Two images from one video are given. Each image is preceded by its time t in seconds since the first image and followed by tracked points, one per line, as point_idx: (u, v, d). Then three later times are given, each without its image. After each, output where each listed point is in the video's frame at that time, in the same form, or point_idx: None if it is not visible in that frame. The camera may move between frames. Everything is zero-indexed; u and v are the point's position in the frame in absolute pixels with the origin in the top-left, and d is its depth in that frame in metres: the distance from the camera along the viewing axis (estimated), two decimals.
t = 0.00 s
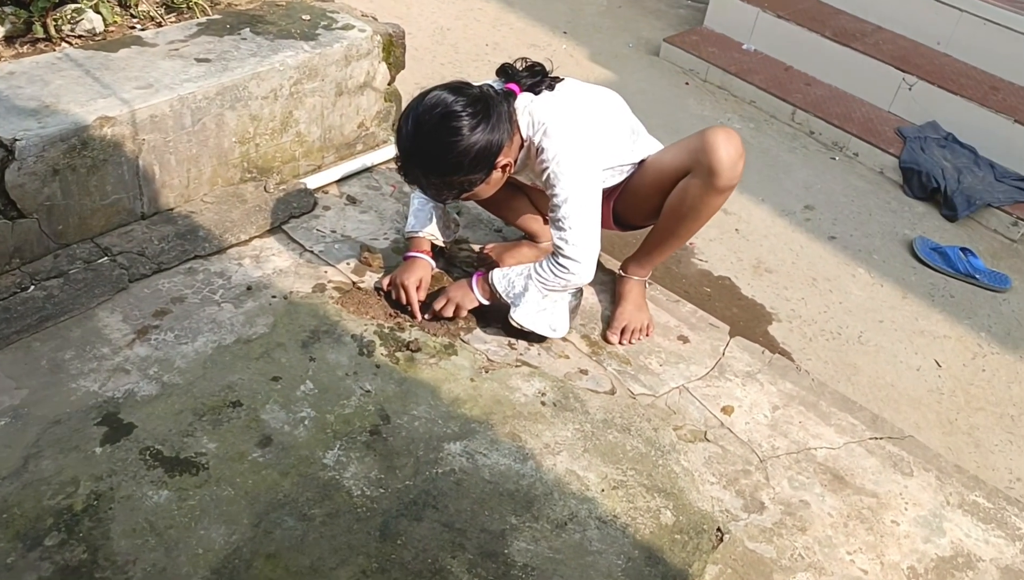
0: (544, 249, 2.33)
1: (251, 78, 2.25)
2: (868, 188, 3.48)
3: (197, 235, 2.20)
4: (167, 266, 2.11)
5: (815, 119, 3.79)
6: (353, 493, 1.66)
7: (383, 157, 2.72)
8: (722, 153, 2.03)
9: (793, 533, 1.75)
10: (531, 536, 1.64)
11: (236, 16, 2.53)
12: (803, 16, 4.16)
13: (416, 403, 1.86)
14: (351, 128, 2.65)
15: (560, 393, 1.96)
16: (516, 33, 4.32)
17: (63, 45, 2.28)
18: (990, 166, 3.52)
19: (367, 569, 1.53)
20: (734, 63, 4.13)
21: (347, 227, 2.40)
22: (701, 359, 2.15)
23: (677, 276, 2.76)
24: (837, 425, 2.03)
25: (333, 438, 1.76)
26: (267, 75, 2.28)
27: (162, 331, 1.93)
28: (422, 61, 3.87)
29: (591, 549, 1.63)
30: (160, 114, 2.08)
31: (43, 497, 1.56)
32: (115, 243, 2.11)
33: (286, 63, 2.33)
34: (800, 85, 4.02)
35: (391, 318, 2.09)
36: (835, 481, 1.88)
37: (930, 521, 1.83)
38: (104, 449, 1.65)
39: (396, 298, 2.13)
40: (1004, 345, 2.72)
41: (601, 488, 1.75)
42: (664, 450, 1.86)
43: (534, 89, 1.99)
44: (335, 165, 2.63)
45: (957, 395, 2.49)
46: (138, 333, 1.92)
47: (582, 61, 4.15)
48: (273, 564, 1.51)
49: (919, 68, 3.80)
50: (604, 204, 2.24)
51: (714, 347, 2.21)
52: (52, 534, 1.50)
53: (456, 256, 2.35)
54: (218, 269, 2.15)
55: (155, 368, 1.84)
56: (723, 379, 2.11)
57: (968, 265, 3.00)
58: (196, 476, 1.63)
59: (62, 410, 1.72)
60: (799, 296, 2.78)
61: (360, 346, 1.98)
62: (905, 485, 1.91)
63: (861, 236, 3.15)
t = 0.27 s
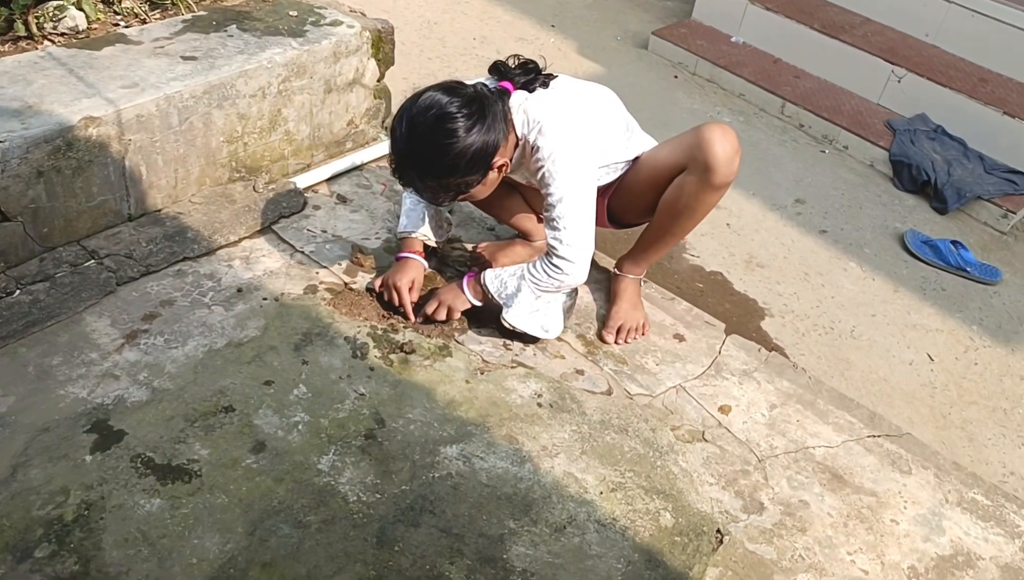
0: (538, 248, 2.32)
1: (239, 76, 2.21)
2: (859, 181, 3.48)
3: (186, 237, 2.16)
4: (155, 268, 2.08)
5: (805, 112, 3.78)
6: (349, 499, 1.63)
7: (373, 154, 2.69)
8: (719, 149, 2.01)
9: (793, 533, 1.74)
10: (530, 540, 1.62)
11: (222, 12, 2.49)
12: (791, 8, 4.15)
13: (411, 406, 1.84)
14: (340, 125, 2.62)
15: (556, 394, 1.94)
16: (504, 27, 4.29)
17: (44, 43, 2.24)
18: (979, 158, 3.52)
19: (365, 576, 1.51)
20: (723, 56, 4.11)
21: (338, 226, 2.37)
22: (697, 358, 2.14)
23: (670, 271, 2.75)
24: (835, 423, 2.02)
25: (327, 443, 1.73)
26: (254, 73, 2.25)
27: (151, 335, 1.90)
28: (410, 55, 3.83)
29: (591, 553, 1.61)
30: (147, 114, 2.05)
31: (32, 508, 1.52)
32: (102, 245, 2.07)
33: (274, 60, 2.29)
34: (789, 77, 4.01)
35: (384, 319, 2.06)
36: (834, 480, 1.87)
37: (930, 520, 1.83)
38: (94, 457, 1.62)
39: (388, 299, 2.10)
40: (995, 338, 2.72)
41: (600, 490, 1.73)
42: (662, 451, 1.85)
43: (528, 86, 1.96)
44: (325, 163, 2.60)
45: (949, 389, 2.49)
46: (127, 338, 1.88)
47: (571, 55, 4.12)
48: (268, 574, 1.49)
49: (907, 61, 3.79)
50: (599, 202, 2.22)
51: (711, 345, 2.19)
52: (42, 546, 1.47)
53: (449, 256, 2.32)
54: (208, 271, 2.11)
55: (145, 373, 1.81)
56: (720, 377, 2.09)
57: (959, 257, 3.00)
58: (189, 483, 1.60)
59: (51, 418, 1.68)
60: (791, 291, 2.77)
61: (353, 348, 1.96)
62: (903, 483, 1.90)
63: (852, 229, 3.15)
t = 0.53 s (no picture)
0: (535, 246, 2.32)
1: (234, 73, 2.20)
2: (858, 179, 3.47)
3: (182, 234, 2.15)
4: (151, 266, 2.07)
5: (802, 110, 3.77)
6: (345, 498, 1.62)
7: (369, 152, 2.68)
8: (718, 147, 2.00)
9: (791, 533, 1.73)
10: (528, 540, 1.61)
11: (218, 8, 2.47)
12: (788, 5, 4.14)
13: (408, 405, 1.83)
14: (337, 122, 2.60)
15: (554, 393, 1.93)
16: (502, 23, 4.27)
17: (38, 38, 2.22)
18: (977, 156, 3.52)
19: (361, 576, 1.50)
20: (721, 53, 4.10)
21: (334, 224, 2.35)
22: (695, 357, 2.13)
23: (667, 269, 2.74)
24: (833, 422, 2.02)
25: (324, 442, 1.72)
26: (251, 70, 2.24)
27: (147, 334, 1.89)
28: (407, 52, 3.81)
29: (589, 553, 1.61)
30: (142, 111, 2.03)
31: (26, 507, 1.51)
32: (97, 243, 2.06)
33: (270, 57, 2.28)
34: (787, 74, 4.00)
35: (381, 318, 2.06)
36: (832, 480, 1.87)
37: (928, 519, 1.83)
38: (89, 457, 1.61)
39: (385, 297, 2.09)
40: (993, 336, 2.72)
41: (598, 490, 1.72)
42: (660, 450, 1.84)
43: (526, 84, 1.95)
44: (321, 161, 2.58)
45: (947, 387, 2.49)
46: (122, 336, 1.87)
47: (569, 52, 4.11)
48: (264, 574, 1.48)
49: (905, 58, 3.78)
50: (597, 200, 2.21)
51: (709, 344, 2.19)
52: (36, 546, 1.46)
53: (446, 254, 2.31)
54: (204, 268, 2.10)
55: (141, 372, 1.79)
56: (718, 376, 2.09)
57: (957, 255, 3.00)
58: (185, 483, 1.59)
59: (45, 417, 1.67)
60: (789, 289, 2.76)
61: (350, 347, 1.95)
62: (902, 482, 1.90)
63: (850, 227, 3.14)
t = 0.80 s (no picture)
0: (530, 240, 2.31)
1: (229, 65, 2.20)
2: (857, 176, 3.46)
3: (175, 226, 2.15)
4: (144, 257, 2.07)
5: (803, 106, 3.76)
6: (334, 490, 1.63)
7: (365, 145, 2.68)
8: (711, 141, 2.00)
9: (779, 529, 1.73)
10: (515, 533, 1.61)
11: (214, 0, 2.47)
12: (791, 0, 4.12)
13: (398, 397, 1.83)
14: (333, 115, 2.60)
15: (544, 387, 1.93)
16: (503, 17, 4.26)
17: (35, 29, 2.22)
18: (978, 154, 3.50)
19: (348, 568, 1.51)
20: (722, 49, 4.09)
21: (329, 217, 2.36)
22: (688, 352, 2.13)
23: (665, 265, 2.73)
24: (825, 419, 2.02)
25: (313, 434, 1.72)
26: (246, 62, 2.24)
27: (139, 325, 1.89)
28: (407, 45, 3.81)
29: (576, 547, 1.61)
30: (136, 102, 2.03)
31: (15, 496, 1.52)
32: (91, 234, 2.07)
33: (266, 49, 2.28)
34: (788, 70, 3.98)
35: (374, 310, 2.06)
36: (822, 476, 1.87)
37: (918, 516, 1.82)
38: (79, 446, 1.61)
39: (378, 290, 2.09)
40: (991, 334, 2.71)
41: (586, 484, 1.73)
42: (650, 445, 1.84)
43: (518, 78, 1.95)
44: (317, 153, 2.58)
45: (943, 385, 2.48)
46: (114, 327, 1.88)
47: (570, 46, 4.10)
48: (251, 564, 1.49)
49: (907, 55, 3.77)
50: (591, 194, 2.21)
51: (702, 340, 2.18)
52: (24, 534, 1.47)
53: (440, 247, 2.31)
54: (197, 260, 2.10)
55: (132, 362, 1.80)
56: (710, 372, 2.09)
57: (955, 253, 2.99)
58: (173, 473, 1.60)
59: (36, 406, 1.68)
60: (786, 286, 2.75)
61: (342, 339, 1.95)
62: (893, 479, 1.90)
63: (849, 224, 3.13)
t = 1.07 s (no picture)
0: (528, 231, 2.32)
1: (230, 54, 2.20)
2: (862, 171, 3.44)
3: (175, 214, 2.16)
4: (144, 245, 2.08)
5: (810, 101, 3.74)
6: (328, 478, 1.63)
7: (366, 136, 2.68)
8: (710, 133, 1.99)
9: (774, 523, 1.73)
10: (509, 524, 1.61)
11: None
12: None
13: (395, 387, 1.84)
14: (334, 106, 2.60)
15: (541, 378, 1.93)
16: (508, 10, 4.25)
17: (36, 16, 2.26)
18: (986, 150, 3.48)
19: (341, 556, 1.51)
20: (729, 43, 4.07)
21: (328, 207, 2.36)
22: (686, 346, 2.13)
23: (667, 259, 2.72)
24: (823, 413, 2.01)
25: (309, 423, 1.73)
26: (246, 51, 2.23)
27: (137, 312, 1.90)
28: (412, 37, 3.80)
29: (569, 538, 1.61)
30: (136, 90, 2.03)
31: (11, 480, 1.52)
32: (91, 222, 2.07)
33: (267, 38, 2.27)
34: (795, 65, 3.96)
35: (372, 300, 2.06)
36: (819, 471, 1.86)
37: (914, 512, 1.82)
38: (75, 432, 1.62)
39: (376, 280, 2.09)
40: (995, 331, 2.69)
41: (581, 476, 1.72)
42: (646, 437, 1.84)
43: (517, 67, 1.94)
44: (318, 143, 2.58)
45: (946, 381, 2.47)
46: (112, 314, 1.88)
47: (575, 39, 4.09)
48: (244, 551, 1.49)
49: (915, 49, 3.74)
50: (590, 186, 2.20)
51: (700, 333, 2.18)
52: (19, 518, 1.47)
53: (440, 238, 2.31)
54: (196, 248, 2.11)
55: (130, 349, 1.80)
56: (708, 365, 2.08)
57: (961, 250, 2.97)
58: (169, 460, 1.60)
59: (33, 392, 1.68)
60: (789, 280, 2.74)
61: (339, 329, 1.95)
62: (890, 475, 1.89)
63: (853, 219, 3.12)
